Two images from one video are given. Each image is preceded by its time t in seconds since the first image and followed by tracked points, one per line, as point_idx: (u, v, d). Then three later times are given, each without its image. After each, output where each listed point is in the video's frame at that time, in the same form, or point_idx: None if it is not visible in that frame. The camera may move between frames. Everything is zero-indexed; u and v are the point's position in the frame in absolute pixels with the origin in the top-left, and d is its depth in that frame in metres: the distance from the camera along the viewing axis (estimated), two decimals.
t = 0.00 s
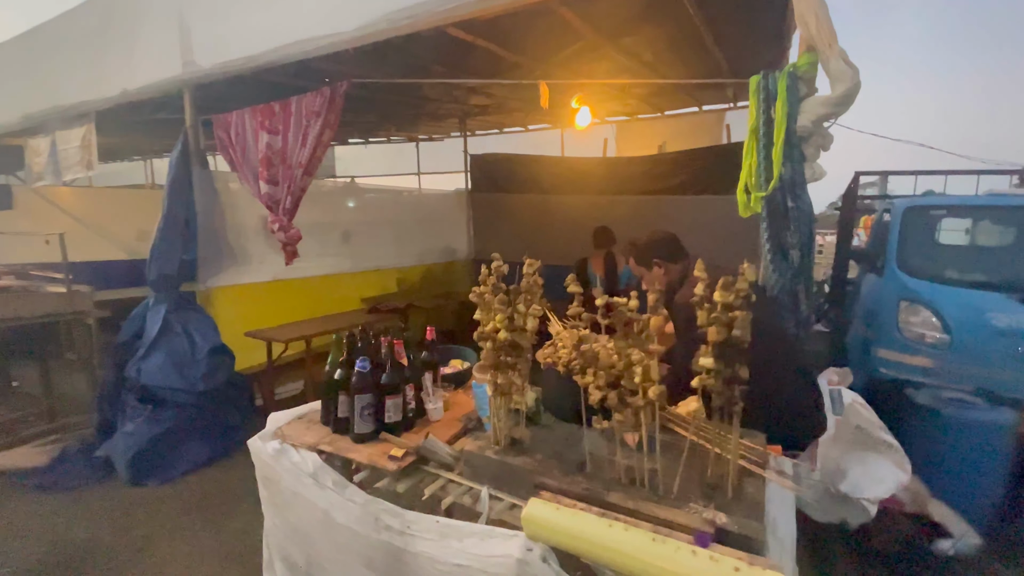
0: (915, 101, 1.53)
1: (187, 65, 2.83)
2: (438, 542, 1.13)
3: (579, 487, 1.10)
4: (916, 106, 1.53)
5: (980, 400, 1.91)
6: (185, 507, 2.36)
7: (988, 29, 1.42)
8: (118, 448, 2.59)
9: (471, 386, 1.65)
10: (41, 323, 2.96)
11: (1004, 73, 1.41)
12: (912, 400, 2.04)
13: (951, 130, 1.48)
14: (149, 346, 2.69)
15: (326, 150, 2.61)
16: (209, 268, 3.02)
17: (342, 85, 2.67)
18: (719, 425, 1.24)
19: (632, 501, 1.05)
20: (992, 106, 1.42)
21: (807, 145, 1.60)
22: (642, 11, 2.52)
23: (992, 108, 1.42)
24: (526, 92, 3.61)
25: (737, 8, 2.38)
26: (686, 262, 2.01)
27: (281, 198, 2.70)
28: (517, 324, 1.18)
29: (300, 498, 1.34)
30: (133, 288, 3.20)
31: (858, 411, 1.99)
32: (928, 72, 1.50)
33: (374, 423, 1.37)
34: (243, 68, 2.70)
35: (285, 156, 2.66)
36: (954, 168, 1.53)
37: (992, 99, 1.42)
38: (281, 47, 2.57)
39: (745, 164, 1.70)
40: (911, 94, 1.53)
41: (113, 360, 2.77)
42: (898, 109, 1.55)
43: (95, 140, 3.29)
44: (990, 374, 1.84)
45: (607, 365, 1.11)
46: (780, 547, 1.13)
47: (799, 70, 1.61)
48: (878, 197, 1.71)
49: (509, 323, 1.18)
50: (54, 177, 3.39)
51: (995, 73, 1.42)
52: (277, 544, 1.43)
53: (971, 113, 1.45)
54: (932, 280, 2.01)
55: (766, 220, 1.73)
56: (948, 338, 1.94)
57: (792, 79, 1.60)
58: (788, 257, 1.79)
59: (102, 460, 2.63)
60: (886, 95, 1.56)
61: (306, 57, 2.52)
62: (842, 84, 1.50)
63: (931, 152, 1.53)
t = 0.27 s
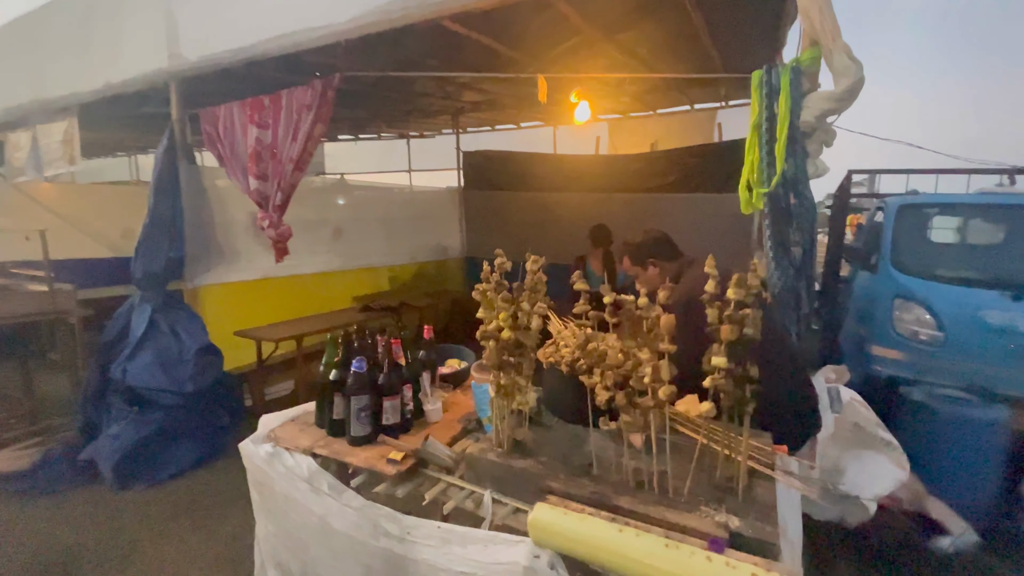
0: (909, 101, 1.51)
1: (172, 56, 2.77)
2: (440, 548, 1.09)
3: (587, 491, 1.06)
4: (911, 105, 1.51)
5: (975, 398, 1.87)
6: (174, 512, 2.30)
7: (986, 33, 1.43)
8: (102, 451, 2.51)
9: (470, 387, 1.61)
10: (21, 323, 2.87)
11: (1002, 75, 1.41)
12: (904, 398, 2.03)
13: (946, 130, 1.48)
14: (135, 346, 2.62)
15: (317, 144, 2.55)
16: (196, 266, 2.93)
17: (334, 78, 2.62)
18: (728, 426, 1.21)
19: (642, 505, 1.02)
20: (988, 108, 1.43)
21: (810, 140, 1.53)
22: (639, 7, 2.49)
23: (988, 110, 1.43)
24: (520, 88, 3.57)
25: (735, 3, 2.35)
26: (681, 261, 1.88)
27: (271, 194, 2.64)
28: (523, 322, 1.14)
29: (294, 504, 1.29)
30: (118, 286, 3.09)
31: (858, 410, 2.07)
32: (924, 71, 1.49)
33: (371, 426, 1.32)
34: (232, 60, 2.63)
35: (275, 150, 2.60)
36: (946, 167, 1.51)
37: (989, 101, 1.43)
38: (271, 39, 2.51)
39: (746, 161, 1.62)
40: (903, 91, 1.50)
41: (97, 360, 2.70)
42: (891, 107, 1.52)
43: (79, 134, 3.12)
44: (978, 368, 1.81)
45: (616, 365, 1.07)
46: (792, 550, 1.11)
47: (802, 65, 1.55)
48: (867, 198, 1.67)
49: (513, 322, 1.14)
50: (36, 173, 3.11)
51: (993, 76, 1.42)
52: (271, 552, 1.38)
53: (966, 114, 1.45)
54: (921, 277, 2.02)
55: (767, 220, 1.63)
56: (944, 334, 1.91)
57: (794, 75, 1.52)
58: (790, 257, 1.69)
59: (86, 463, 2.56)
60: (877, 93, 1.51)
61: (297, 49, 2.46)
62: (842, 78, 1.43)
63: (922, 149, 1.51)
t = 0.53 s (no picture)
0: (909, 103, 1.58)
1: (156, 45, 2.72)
2: (445, 557, 1.04)
3: (599, 496, 1.03)
4: (911, 104, 1.58)
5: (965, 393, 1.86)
6: (159, 518, 2.24)
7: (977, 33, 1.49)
8: (83, 456, 2.42)
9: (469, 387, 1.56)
10: None
11: (997, 73, 1.48)
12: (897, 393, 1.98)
13: (941, 127, 1.56)
14: (116, 347, 2.54)
15: (306, 138, 2.48)
16: (181, 263, 2.84)
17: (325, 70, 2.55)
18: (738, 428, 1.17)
19: (657, 510, 0.99)
20: (986, 106, 1.50)
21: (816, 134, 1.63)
22: None
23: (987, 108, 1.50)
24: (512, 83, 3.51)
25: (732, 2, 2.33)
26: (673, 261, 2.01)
27: (259, 189, 2.57)
28: (529, 321, 1.10)
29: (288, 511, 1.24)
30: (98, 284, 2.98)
31: (852, 405, 1.96)
32: (922, 73, 1.55)
33: (368, 429, 1.27)
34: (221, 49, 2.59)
35: (263, 144, 2.52)
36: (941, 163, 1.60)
37: (986, 100, 1.50)
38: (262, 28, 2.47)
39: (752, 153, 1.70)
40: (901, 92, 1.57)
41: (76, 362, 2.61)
42: (888, 106, 1.60)
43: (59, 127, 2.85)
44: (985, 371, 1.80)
45: (627, 366, 1.04)
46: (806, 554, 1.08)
47: (807, 60, 1.61)
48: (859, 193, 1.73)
49: (517, 321, 1.10)
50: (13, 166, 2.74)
51: (985, 73, 1.50)
52: (263, 562, 1.32)
53: (962, 113, 1.53)
54: (912, 275, 1.93)
55: (770, 213, 1.69)
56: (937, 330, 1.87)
57: (798, 69, 1.61)
58: (791, 251, 1.73)
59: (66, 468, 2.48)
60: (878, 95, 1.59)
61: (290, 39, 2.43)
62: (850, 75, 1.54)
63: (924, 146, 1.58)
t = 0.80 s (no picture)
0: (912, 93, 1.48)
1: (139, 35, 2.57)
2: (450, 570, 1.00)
3: (610, 505, 0.99)
4: (914, 97, 1.49)
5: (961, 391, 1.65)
6: (144, 524, 2.17)
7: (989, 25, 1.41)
8: (64, 460, 2.34)
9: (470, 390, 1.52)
10: None
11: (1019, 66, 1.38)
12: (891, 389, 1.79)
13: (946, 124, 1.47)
14: (98, 347, 2.44)
15: (296, 132, 2.41)
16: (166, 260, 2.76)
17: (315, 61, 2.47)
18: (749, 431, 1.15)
19: (670, 519, 0.96)
20: (994, 105, 1.42)
21: (818, 133, 1.55)
22: None
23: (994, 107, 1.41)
24: (505, 78, 3.45)
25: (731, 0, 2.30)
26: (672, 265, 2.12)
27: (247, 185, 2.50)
28: (536, 323, 1.06)
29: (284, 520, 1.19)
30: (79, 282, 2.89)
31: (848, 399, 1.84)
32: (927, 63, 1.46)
33: (368, 435, 1.23)
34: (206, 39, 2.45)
35: (251, 138, 2.45)
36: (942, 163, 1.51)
37: (994, 96, 1.42)
38: (248, 17, 2.36)
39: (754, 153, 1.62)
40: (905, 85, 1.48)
41: (54, 363, 2.51)
42: (891, 101, 1.50)
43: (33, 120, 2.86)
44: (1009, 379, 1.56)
45: (639, 370, 1.00)
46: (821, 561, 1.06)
47: (811, 56, 1.53)
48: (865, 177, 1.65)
49: (525, 323, 1.06)
50: None
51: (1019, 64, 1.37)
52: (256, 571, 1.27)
53: (969, 111, 1.45)
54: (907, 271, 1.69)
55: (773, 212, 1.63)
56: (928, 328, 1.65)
57: (803, 66, 1.53)
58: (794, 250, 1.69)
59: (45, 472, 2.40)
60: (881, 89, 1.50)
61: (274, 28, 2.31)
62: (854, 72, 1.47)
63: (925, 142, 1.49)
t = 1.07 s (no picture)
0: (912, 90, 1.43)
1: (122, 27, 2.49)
2: None
3: (623, 513, 0.97)
4: (918, 99, 1.43)
5: (952, 389, 1.75)
6: (132, 532, 2.11)
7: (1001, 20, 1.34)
8: (49, 465, 2.28)
9: (471, 393, 1.49)
10: None
11: None
12: (885, 389, 1.85)
13: (945, 125, 1.41)
14: (82, 351, 2.38)
15: (288, 128, 2.34)
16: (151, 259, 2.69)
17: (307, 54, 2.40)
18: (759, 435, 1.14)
19: (688, 528, 0.94)
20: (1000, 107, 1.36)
21: (821, 132, 1.52)
22: None
23: (995, 109, 1.36)
24: (498, 75, 3.40)
25: None
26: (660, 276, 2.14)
27: (238, 182, 2.43)
28: (547, 326, 1.03)
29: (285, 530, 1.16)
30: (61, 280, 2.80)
31: (846, 403, 1.87)
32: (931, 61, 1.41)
33: (370, 442, 1.20)
34: (195, 32, 2.39)
35: (241, 134, 2.38)
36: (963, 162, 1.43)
37: (1000, 96, 1.36)
38: (238, 10, 2.29)
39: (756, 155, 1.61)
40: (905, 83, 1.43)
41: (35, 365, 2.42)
42: (892, 102, 1.46)
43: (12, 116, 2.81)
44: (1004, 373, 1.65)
45: (652, 376, 0.98)
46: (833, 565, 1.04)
47: (814, 56, 1.51)
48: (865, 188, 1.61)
49: (535, 327, 1.03)
50: None
51: None
52: None
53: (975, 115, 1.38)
54: (891, 269, 1.81)
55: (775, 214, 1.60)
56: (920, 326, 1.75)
57: (805, 67, 1.51)
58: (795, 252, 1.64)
59: (28, 480, 2.33)
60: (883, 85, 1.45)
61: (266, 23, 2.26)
62: (857, 72, 1.43)
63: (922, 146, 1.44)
